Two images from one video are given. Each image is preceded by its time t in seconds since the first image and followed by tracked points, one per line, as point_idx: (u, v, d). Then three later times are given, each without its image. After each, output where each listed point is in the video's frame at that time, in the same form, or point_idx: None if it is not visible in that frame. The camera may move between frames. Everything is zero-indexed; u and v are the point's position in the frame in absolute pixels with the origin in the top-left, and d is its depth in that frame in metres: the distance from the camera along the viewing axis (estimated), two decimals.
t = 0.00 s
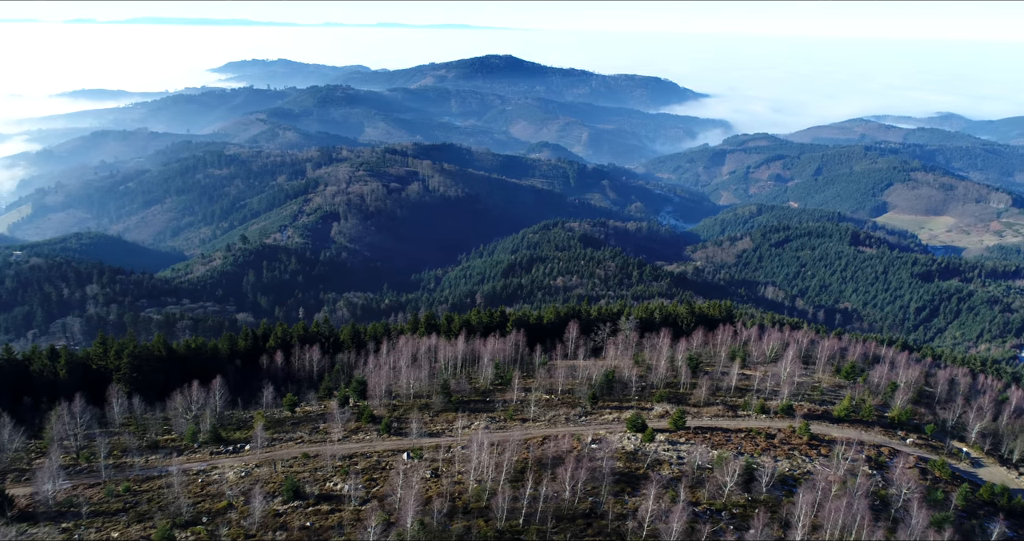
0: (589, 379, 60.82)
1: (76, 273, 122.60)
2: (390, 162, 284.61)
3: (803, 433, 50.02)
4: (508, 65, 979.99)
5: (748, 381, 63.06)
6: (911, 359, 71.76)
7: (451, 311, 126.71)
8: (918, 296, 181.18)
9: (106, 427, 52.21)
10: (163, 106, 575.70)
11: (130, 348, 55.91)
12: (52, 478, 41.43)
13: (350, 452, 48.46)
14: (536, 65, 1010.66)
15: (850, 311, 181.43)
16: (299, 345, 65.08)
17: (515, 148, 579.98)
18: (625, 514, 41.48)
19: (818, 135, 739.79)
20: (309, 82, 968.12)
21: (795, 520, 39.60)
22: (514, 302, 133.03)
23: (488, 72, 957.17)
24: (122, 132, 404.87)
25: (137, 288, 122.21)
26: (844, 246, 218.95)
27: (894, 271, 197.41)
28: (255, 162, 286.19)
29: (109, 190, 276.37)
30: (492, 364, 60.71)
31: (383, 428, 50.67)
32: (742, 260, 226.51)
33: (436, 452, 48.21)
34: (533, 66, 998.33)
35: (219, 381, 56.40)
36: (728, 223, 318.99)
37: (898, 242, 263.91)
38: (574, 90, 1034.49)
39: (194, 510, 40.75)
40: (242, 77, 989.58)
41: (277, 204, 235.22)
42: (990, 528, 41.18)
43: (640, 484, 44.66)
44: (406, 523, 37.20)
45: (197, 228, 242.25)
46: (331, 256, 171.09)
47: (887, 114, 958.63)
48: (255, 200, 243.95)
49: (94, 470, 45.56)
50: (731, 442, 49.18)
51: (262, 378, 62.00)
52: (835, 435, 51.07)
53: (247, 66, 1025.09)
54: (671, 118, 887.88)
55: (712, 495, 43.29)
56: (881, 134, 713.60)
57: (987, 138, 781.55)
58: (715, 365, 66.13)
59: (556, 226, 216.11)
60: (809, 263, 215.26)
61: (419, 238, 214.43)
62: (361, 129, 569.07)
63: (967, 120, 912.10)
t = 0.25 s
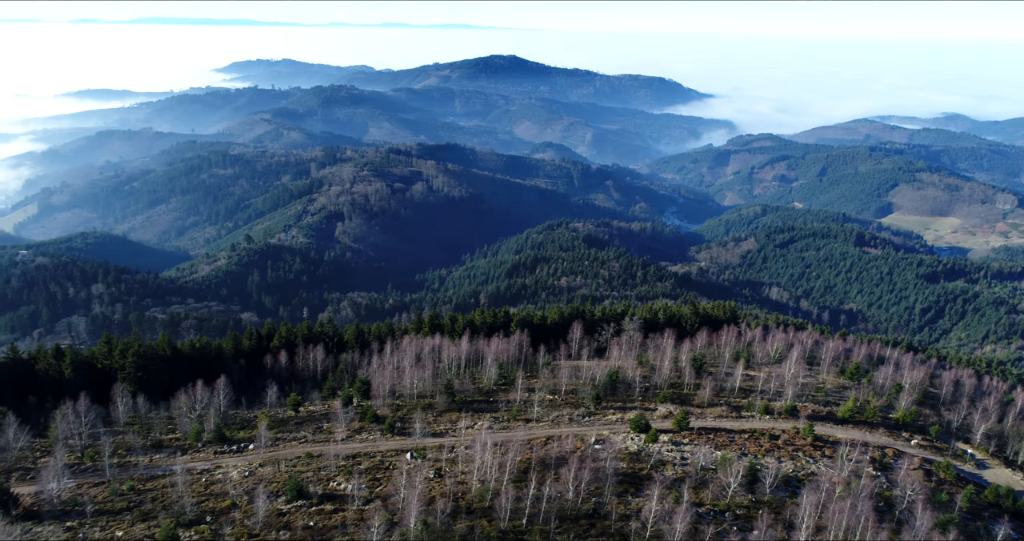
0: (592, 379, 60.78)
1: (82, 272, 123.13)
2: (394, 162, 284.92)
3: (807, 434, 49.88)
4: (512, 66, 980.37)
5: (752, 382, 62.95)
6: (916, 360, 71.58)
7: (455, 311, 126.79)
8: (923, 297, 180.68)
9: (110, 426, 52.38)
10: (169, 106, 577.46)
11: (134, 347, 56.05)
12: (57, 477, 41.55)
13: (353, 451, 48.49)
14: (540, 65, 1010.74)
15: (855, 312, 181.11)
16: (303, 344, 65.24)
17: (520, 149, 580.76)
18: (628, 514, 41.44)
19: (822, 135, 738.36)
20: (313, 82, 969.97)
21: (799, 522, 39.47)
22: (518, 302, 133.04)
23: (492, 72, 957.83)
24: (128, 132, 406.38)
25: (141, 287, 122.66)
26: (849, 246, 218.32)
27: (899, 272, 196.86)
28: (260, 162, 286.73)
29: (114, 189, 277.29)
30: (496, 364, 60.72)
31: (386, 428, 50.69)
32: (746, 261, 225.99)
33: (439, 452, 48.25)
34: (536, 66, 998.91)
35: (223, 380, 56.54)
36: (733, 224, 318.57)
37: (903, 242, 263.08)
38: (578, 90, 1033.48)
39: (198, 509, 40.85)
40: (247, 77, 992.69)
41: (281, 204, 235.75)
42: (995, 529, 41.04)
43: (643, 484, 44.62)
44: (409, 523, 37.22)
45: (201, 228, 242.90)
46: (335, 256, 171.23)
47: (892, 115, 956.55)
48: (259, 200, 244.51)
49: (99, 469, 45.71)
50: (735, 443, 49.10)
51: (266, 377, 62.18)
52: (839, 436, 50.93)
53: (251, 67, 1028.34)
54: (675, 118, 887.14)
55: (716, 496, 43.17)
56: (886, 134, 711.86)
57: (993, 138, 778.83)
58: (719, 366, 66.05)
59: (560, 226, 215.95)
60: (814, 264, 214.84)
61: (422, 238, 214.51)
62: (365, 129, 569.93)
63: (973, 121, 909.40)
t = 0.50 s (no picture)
0: (595, 376, 60.83)
1: (86, 268, 123.74)
2: (398, 159, 285.12)
3: (810, 431, 49.88)
4: (516, 63, 979.67)
5: (756, 379, 62.97)
6: (920, 358, 71.57)
7: (458, 307, 127.12)
8: (928, 295, 180.44)
9: (115, 421, 52.64)
10: (173, 103, 579.32)
11: (139, 342, 56.24)
12: (61, 472, 41.78)
13: (357, 447, 48.61)
14: (544, 62, 1009.80)
15: (859, 309, 181.12)
16: (307, 340, 65.44)
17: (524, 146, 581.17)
18: (631, 511, 41.53)
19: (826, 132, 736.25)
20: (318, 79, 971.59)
21: (802, 518, 39.46)
22: (521, 299, 133.23)
23: (496, 69, 957.52)
24: (132, 129, 407.61)
25: (146, 283, 123.13)
26: (853, 244, 218.06)
27: (904, 269, 196.57)
28: (264, 158, 287.22)
29: (119, 185, 278.19)
30: (499, 361, 60.80)
31: (390, 423, 50.82)
32: (750, 258, 225.64)
33: (443, 448, 48.35)
34: (541, 63, 998.80)
35: (227, 376, 56.73)
36: (736, 221, 318.13)
37: (907, 240, 262.62)
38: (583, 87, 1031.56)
39: (202, 504, 41.02)
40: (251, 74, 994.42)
41: (285, 200, 236.26)
42: (999, 527, 41.00)
43: (646, 481, 44.70)
44: (412, 519, 37.34)
45: (206, 224, 243.55)
46: (339, 253, 171.40)
47: (897, 112, 953.61)
48: (263, 196, 245.06)
49: (104, 464, 45.93)
50: (738, 440, 49.13)
51: (271, 373, 62.44)
52: (843, 433, 50.95)
53: (256, 63, 1030.08)
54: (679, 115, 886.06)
55: (719, 492, 43.20)
56: (891, 132, 710.74)
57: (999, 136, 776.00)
58: (722, 362, 66.09)
59: (564, 223, 215.84)
60: (818, 261, 214.71)
61: (426, 234, 214.62)
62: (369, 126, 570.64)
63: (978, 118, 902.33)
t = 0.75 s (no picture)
0: (597, 362, 61.05)
1: (90, 255, 124.05)
2: (400, 145, 284.53)
3: (812, 418, 49.98)
4: (519, 49, 973.38)
5: (758, 366, 63.07)
6: (922, 345, 71.82)
7: (461, 294, 127.84)
8: (931, 282, 180.20)
9: (120, 407, 52.95)
10: (176, 90, 578.65)
11: (143, 329, 56.35)
12: (68, 457, 42.08)
13: (360, 433, 48.89)
14: (548, 48, 1004.51)
15: (862, 297, 181.56)
16: (310, 327, 65.68)
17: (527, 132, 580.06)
18: (633, 496, 41.79)
19: (832, 119, 732.26)
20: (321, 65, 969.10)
21: (803, 504, 39.62)
22: (524, 286, 133.64)
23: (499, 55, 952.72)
24: (135, 115, 407.06)
25: (150, 270, 123.34)
26: (857, 231, 217.82)
27: (907, 256, 196.33)
28: (266, 144, 286.99)
29: (122, 172, 278.25)
30: (502, 347, 60.95)
31: (393, 409, 51.00)
32: (754, 245, 226.07)
33: (446, 434, 48.60)
34: (544, 50, 994.69)
35: (231, 362, 56.89)
36: (740, 208, 318.02)
37: (912, 227, 261.71)
38: (587, 73, 1024.51)
39: (208, 489, 41.37)
40: (254, 60, 992.68)
41: (288, 186, 236.26)
42: (1000, 513, 41.13)
43: (648, 466, 44.90)
44: (416, 503, 37.60)
45: (209, 210, 243.78)
46: (342, 239, 171.60)
47: (903, 99, 947.87)
48: (266, 183, 245.15)
49: (109, 449, 46.24)
50: (740, 426, 49.26)
51: (274, 359, 62.79)
52: (845, 420, 51.06)
53: (258, 50, 1028.19)
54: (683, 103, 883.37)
55: (720, 478, 43.45)
56: (897, 118, 708.13)
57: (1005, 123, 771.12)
58: (725, 349, 66.26)
59: (567, 210, 215.51)
60: (821, 248, 214.91)
61: (429, 221, 214.65)
62: (371, 112, 569.85)
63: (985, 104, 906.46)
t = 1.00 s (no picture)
0: (600, 343, 61.34)
1: (94, 236, 124.73)
2: (403, 126, 283.48)
3: (814, 399, 50.19)
4: (522, 29, 964.48)
5: (760, 347, 63.29)
6: (925, 327, 72.00)
7: (464, 276, 128.59)
8: (935, 264, 179.64)
9: (125, 387, 53.34)
10: (178, 70, 576.10)
11: (147, 310, 56.47)
12: (74, 436, 42.35)
13: (364, 413, 49.20)
14: (552, 28, 996.46)
15: (864, 279, 182.45)
16: (313, 308, 65.93)
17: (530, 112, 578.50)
18: (634, 476, 42.02)
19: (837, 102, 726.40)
20: (323, 43, 962.86)
21: (804, 485, 39.77)
22: (526, 267, 134.23)
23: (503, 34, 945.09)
24: (136, 96, 405.67)
25: (153, 251, 123.73)
26: (861, 213, 217.43)
27: (912, 238, 195.56)
28: (268, 125, 286.52)
29: (124, 152, 278.14)
30: (505, 328, 61.19)
31: (396, 390, 51.34)
32: (757, 227, 228.11)
33: (449, 414, 48.90)
34: (548, 30, 987.27)
35: (234, 343, 57.20)
36: (743, 190, 317.62)
37: (917, 209, 260.46)
38: (591, 54, 1015.13)
39: (213, 468, 41.68)
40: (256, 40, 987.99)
41: (291, 167, 235.87)
42: (999, 494, 41.32)
43: (650, 447, 45.15)
44: (420, 483, 37.83)
45: (211, 191, 244.05)
46: (344, 220, 172.07)
47: (910, 80, 939.25)
48: (268, 164, 244.81)
49: (114, 429, 46.59)
50: (741, 407, 49.49)
51: (277, 340, 63.14)
52: (846, 402, 51.25)
53: (260, 29, 1021.95)
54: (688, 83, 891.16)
55: (721, 458, 43.66)
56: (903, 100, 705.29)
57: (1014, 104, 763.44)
58: (727, 331, 66.46)
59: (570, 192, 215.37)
60: (825, 230, 216.07)
61: (431, 203, 214.59)
62: (373, 93, 568.27)
63: (993, 85, 899.99)
